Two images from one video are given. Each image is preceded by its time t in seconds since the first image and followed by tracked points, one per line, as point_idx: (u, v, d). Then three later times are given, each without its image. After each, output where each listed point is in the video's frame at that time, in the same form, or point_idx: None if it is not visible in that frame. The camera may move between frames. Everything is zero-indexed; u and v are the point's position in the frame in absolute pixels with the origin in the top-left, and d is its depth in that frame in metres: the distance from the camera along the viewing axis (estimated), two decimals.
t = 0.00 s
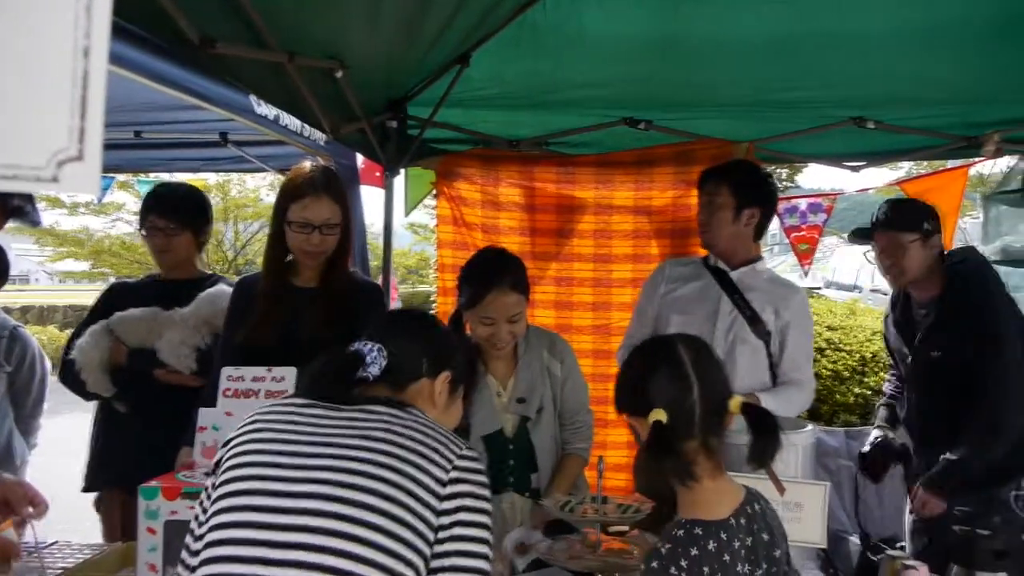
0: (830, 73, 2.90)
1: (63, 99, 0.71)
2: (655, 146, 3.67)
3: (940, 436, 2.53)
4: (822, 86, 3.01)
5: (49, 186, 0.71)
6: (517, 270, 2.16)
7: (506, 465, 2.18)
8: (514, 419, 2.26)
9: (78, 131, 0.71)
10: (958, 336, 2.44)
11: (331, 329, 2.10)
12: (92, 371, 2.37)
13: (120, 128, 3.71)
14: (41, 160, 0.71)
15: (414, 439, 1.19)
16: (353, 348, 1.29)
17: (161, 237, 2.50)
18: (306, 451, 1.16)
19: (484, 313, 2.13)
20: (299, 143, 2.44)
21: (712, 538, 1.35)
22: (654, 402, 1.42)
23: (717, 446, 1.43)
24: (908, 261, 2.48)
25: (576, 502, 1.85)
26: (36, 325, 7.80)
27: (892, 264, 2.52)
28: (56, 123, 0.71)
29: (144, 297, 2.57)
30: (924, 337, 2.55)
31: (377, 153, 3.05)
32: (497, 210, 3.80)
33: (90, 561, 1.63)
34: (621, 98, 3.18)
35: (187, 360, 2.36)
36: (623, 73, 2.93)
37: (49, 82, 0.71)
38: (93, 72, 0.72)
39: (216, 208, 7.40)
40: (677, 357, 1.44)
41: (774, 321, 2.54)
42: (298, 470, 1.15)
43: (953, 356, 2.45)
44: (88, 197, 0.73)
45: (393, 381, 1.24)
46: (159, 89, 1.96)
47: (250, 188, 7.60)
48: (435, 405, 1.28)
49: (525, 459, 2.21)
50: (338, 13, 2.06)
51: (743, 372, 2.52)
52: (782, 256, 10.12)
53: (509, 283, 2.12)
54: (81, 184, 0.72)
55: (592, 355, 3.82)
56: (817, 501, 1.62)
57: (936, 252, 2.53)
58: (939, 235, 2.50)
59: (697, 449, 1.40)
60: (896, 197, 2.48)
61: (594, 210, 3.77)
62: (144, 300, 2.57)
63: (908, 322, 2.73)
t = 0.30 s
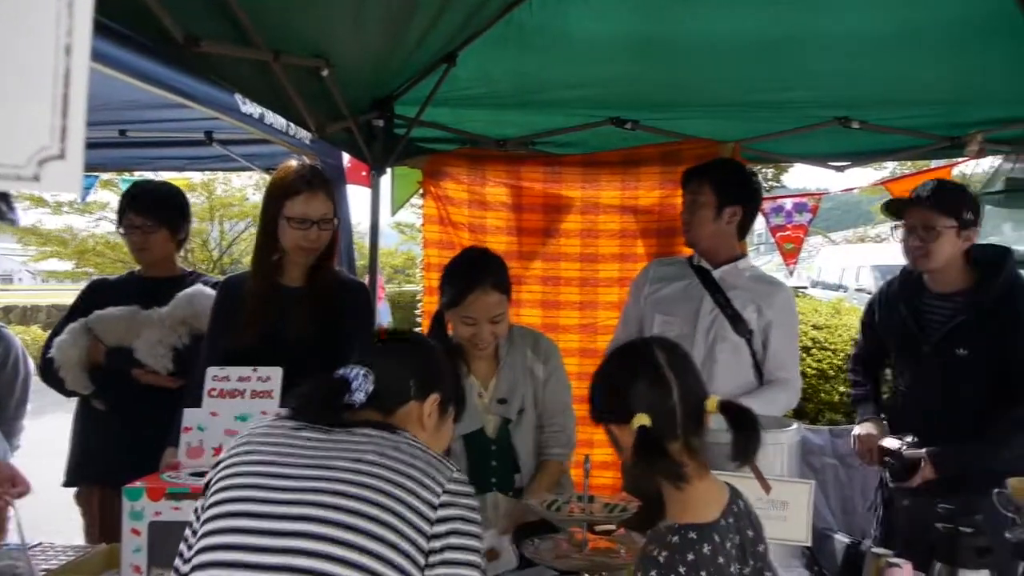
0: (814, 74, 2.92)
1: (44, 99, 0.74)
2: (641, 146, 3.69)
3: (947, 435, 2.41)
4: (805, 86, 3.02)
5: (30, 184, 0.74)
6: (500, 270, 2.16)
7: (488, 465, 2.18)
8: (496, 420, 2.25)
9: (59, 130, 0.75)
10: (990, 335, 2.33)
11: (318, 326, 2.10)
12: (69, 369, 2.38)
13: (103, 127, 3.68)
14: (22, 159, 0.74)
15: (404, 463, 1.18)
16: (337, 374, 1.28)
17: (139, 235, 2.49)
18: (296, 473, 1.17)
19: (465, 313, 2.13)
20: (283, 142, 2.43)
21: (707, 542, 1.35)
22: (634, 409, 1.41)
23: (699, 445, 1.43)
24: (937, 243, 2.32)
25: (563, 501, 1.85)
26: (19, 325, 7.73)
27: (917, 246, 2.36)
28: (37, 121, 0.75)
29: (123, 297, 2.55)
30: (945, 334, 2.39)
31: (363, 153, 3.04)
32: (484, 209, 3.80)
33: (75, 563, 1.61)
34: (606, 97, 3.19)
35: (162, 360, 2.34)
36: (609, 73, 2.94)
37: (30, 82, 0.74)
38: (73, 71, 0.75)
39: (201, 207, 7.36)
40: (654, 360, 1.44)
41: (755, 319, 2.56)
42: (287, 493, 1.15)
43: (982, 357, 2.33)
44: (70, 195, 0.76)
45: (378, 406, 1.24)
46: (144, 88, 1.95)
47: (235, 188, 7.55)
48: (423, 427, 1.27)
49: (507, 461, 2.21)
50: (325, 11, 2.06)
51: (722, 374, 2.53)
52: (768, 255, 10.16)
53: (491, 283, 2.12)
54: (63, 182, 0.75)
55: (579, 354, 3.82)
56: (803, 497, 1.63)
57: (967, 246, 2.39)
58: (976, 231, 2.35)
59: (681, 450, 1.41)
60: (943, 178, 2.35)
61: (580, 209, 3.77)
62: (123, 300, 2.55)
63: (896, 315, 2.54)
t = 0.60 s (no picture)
0: (800, 75, 2.93)
1: (30, 97, 0.73)
2: (627, 146, 3.70)
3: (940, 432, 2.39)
4: (791, 87, 3.04)
5: (15, 184, 0.73)
6: (485, 274, 2.15)
7: (469, 468, 2.18)
8: (474, 425, 2.25)
9: (45, 129, 0.73)
10: (990, 332, 2.32)
11: (306, 324, 2.09)
12: (51, 367, 2.36)
13: (87, 125, 3.65)
14: (7, 159, 0.73)
15: (399, 478, 1.17)
16: (325, 386, 1.27)
17: (124, 233, 2.47)
18: (290, 488, 1.15)
19: (447, 319, 2.13)
20: (269, 141, 2.42)
21: (691, 543, 1.36)
22: (614, 413, 1.41)
23: (682, 445, 1.44)
24: (936, 235, 2.31)
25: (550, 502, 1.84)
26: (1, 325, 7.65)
27: (915, 238, 2.35)
28: (23, 121, 0.73)
29: (106, 297, 2.53)
30: (944, 330, 2.36)
31: (350, 153, 3.03)
32: (471, 209, 3.79)
33: (60, 564, 1.60)
34: (594, 98, 3.19)
35: (144, 356, 2.33)
36: (596, 73, 2.94)
37: (16, 80, 0.73)
38: (59, 69, 0.73)
39: (186, 206, 7.31)
40: (630, 366, 1.44)
41: (740, 320, 2.56)
42: (282, 508, 1.14)
43: (982, 354, 2.32)
44: (56, 195, 0.74)
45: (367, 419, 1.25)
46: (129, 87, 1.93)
47: (220, 187, 7.50)
48: (414, 438, 1.27)
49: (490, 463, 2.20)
50: (312, 8, 2.05)
51: (705, 374, 2.55)
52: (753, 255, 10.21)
53: (474, 287, 2.11)
54: (48, 181, 0.73)
55: (565, 353, 3.82)
56: (788, 496, 1.63)
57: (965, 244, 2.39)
58: (975, 228, 2.36)
59: (663, 451, 1.41)
60: (951, 173, 2.36)
61: (567, 209, 3.78)
62: (107, 300, 2.54)
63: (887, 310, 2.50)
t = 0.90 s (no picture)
0: (788, 76, 2.94)
1: (14, 96, 0.72)
2: (615, 146, 3.69)
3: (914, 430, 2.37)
4: (779, 88, 3.05)
5: None
6: (469, 279, 2.16)
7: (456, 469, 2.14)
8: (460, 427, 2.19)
9: (29, 127, 0.72)
10: (955, 325, 2.33)
11: (295, 322, 2.09)
12: (35, 363, 2.35)
13: (73, 124, 3.62)
14: None
15: (395, 481, 1.17)
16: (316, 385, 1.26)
17: (114, 226, 2.46)
18: (285, 487, 1.15)
19: (429, 323, 2.12)
20: (254, 139, 2.40)
21: (676, 539, 1.37)
22: (601, 410, 1.42)
23: (669, 442, 1.44)
24: (897, 234, 2.32)
25: (538, 501, 1.84)
26: None
27: (876, 236, 2.36)
28: (7, 119, 0.72)
29: (91, 296, 2.52)
30: (913, 325, 2.34)
31: (339, 153, 3.02)
32: (460, 208, 3.79)
33: (46, 565, 1.59)
34: (582, 98, 3.19)
35: (131, 353, 2.28)
36: (585, 73, 2.95)
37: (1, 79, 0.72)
38: (43, 66, 0.73)
39: (173, 206, 7.27)
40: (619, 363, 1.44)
41: (727, 319, 2.58)
42: (276, 509, 1.13)
43: (947, 348, 2.33)
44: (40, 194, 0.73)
45: (361, 417, 1.24)
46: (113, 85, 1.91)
47: (208, 186, 7.47)
48: (407, 435, 1.27)
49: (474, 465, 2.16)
50: (300, 6, 2.05)
51: (694, 372, 2.55)
52: (741, 255, 10.24)
53: (456, 292, 2.11)
54: (32, 180, 0.72)
55: (553, 352, 3.83)
56: (774, 496, 1.64)
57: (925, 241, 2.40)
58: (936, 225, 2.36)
59: (652, 448, 1.42)
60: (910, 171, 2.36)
61: (555, 208, 3.78)
62: (92, 299, 2.52)
63: (849, 307, 2.46)
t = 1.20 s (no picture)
0: (776, 76, 2.95)
1: (2, 95, 0.78)
2: (605, 146, 3.70)
3: (889, 427, 2.35)
4: (768, 88, 3.06)
5: None
6: (458, 282, 2.15)
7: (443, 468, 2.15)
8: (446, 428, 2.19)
9: (16, 127, 0.79)
10: (917, 318, 2.35)
11: (292, 321, 2.09)
12: (22, 365, 2.34)
13: (60, 123, 3.61)
14: None
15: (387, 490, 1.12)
16: (320, 388, 1.23)
17: (107, 226, 2.47)
18: (272, 493, 1.12)
19: (419, 323, 2.12)
20: (245, 141, 2.32)
21: (665, 534, 1.36)
22: (602, 404, 1.40)
23: (660, 439, 1.45)
24: (858, 236, 2.32)
25: (528, 501, 1.85)
26: None
27: (835, 237, 2.34)
28: None
29: (76, 298, 2.51)
30: (877, 320, 2.34)
31: (327, 152, 3.01)
32: (449, 209, 3.78)
33: (31, 566, 1.58)
34: (571, 98, 3.19)
35: (121, 352, 2.31)
36: (575, 73, 2.95)
37: None
38: (29, 66, 0.79)
39: (160, 205, 7.25)
40: (618, 357, 1.44)
41: (718, 320, 2.59)
42: (261, 514, 1.11)
43: (911, 341, 2.34)
44: (25, 190, 0.80)
45: (362, 422, 1.21)
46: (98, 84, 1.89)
47: (196, 185, 7.45)
48: (408, 443, 1.22)
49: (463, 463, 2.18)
50: (287, 5, 2.04)
51: (690, 372, 2.55)
52: (730, 255, 10.28)
53: (446, 291, 2.11)
54: (19, 177, 0.79)
55: (542, 352, 3.83)
56: (762, 496, 1.64)
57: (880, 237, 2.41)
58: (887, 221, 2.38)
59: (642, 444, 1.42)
60: (859, 170, 2.36)
61: (545, 208, 3.78)
62: (77, 301, 2.51)
63: (811, 308, 2.45)
